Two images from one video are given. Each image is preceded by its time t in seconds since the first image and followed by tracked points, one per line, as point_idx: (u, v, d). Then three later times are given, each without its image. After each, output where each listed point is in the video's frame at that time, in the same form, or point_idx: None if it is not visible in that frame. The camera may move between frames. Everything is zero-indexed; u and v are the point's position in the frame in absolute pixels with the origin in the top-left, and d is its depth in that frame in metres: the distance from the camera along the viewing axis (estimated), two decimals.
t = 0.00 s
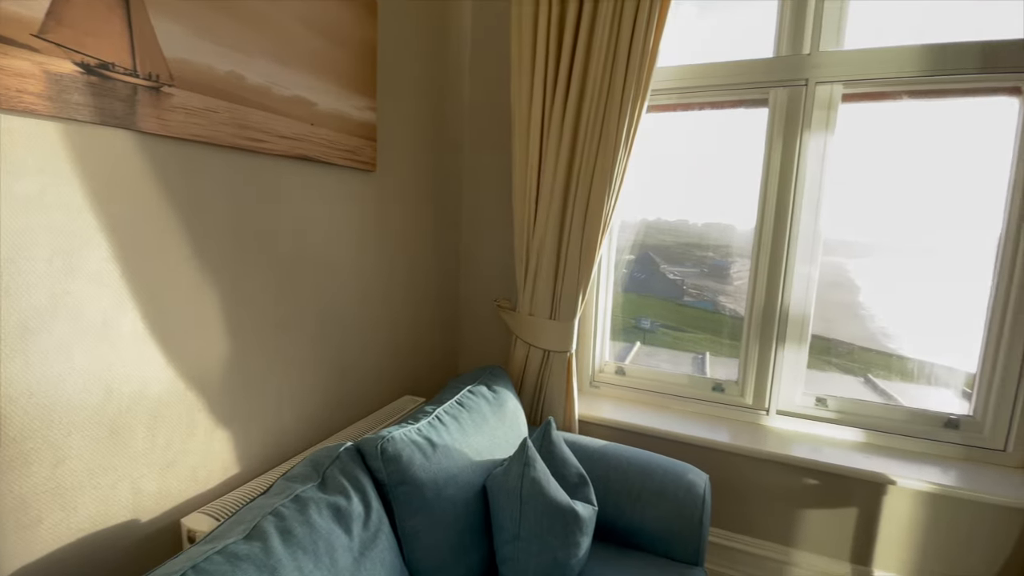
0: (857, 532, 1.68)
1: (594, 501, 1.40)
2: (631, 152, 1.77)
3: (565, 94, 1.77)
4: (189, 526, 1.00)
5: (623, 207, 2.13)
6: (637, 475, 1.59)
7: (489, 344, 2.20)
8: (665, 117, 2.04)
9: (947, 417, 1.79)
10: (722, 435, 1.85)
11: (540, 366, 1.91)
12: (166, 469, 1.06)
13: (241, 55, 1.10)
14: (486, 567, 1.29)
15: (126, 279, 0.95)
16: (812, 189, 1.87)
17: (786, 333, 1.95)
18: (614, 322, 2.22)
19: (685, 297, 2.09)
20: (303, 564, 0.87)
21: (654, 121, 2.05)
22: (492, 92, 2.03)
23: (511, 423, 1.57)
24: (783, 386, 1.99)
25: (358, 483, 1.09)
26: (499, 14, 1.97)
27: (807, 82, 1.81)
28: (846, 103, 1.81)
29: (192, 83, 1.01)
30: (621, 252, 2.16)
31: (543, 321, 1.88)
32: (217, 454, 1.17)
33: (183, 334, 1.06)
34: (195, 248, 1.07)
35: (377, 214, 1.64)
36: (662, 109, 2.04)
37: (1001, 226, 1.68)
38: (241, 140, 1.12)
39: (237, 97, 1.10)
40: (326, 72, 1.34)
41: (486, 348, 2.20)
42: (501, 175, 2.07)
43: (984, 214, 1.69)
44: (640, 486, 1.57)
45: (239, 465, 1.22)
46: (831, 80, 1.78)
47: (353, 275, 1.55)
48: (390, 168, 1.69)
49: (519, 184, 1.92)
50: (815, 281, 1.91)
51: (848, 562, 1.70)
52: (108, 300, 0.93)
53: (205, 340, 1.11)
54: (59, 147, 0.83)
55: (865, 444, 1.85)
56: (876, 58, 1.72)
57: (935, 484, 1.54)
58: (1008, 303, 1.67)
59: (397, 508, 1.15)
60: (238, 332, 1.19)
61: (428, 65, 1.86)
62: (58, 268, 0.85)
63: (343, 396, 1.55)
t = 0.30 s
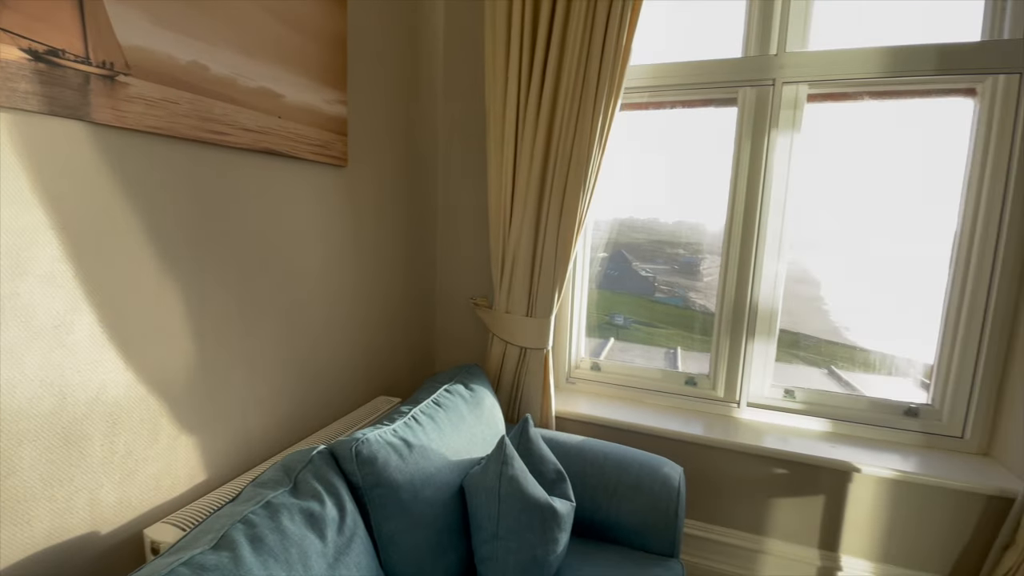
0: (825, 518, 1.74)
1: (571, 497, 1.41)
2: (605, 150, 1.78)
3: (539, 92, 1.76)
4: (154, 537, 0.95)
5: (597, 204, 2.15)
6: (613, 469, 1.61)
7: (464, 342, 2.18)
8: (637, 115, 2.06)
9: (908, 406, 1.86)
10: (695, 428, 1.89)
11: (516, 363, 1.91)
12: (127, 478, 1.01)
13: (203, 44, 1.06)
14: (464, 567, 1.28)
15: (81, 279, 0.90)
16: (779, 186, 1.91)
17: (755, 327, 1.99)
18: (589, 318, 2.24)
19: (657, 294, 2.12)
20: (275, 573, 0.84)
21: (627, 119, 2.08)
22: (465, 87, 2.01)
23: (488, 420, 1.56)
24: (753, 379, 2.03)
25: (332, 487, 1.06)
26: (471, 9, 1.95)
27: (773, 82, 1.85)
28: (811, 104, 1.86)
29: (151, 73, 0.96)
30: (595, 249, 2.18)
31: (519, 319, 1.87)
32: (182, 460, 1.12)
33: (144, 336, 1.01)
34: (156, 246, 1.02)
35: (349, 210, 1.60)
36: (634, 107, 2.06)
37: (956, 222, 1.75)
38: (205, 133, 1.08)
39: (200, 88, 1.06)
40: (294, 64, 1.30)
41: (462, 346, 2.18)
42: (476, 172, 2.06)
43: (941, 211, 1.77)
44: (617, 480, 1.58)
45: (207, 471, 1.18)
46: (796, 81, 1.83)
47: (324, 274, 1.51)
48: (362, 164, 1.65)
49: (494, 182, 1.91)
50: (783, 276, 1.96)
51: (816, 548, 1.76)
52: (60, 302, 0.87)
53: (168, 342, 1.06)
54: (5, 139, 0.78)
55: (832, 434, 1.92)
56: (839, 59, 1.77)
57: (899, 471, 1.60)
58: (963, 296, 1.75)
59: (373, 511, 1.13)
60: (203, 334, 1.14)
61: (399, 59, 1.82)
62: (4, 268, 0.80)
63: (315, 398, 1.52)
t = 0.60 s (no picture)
0: (794, 507, 1.79)
1: (550, 495, 1.41)
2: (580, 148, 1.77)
3: (515, 89, 1.74)
4: (118, 551, 0.91)
5: (573, 203, 2.16)
6: (591, 465, 1.62)
7: (441, 341, 2.16)
8: (611, 114, 2.08)
9: (871, 396, 1.94)
10: (670, 422, 1.92)
11: (494, 361, 1.90)
12: (88, 490, 0.96)
13: (164, 35, 1.01)
14: (444, 569, 1.27)
15: (32, 281, 0.84)
16: (749, 184, 1.95)
17: (727, 323, 2.04)
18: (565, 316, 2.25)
19: (629, 290, 2.15)
20: None
21: (601, 117, 2.09)
22: (440, 83, 1.98)
23: (466, 420, 1.54)
24: (725, 373, 2.08)
25: (306, 494, 1.03)
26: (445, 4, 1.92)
27: (743, 82, 1.89)
28: (779, 104, 1.91)
29: (107, 64, 0.91)
30: (571, 246, 2.19)
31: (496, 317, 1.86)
32: (148, 470, 1.07)
33: (103, 341, 0.96)
34: (116, 245, 0.97)
35: (320, 208, 1.56)
36: (608, 106, 2.08)
37: (914, 219, 1.83)
38: (166, 128, 1.03)
39: (162, 81, 1.01)
40: (261, 57, 1.25)
41: (439, 345, 2.16)
42: (450, 169, 2.03)
43: (900, 208, 1.84)
44: (594, 475, 1.60)
45: (173, 480, 1.13)
46: (765, 81, 1.87)
47: (295, 273, 1.47)
48: (334, 161, 1.61)
49: (470, 179, 1.88)
50: (752, 272, 2.01)
51: (786, 536, 1.81)
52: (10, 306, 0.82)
53: (129, 346, 1.01)
54: None
55: (800, 424, 1.98)
56: (805, 61, 1.82)
57: (863, 459, 1.68)
58: (921, 289, 1.82)
59: (349, 516, 1.10)
60: (167, 338, 1.09)
61: (371, 53, 1.78)
62: None
63: (288, 400, 1.47)
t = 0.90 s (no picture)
0: (765, 495, 1.85)
1: (531, 492, 1.41)
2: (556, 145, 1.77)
3: (490, 85, 1.72)
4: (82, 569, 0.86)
5: (550, 200, 2.17)
6: (570, 461, 1.63)
7: (417, 340, 2.13)
8: (585, 111, 2.09)
9: (835, 386, 2.01)
10: (645, 416, 1.95)
11: (472, 360, 1.89)
12: (47, 506, 0.90)
13: (123, 23, 0.95)
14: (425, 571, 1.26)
15: None
16: (721, 182, 1.99)
17: (699, 318, 2.08)
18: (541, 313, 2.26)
19: (601, 286, 2.17)
20: None
21: (576, 115, 2.10)
22: (413, 78, 1.94)
23: (445, 420, 1.53)
24: (698, 367, 2.12)
25: (282, 502, 1.00)
26: None
27: (713, 82, 1.92)
28: (748, 104, 1.95)
29: (60, 53, 0.86)
30: (547, 243, 2.19)
31: (473, 316, 1.85)
32: (112, 481, 1.02)
33: (60, 348, 0.91)
34: (74, 246, 0.91)
35: (291, 206, 1.52)
36: (583, 103, 2.09)
37: (874, 216, 1.91)
38: (127, 122, 0.97)
39: (122, 72, 0.96)
40: (228, 49, 1.20)
41: (415, 344, 2.13)
42: (425, 165, 2.00)
43: (862, 206, 1.91)
44: (574, 471, 1.61)
45: (139, 491, 1.08)
46: (734, 81, 1.91)
47: (265, 273, 1.42)
48: (305, 157, 1.57)
49: (446, 177, 1.86)
50: (723, 267, 2.05)
51: (758, 524, 1.87)
52: None
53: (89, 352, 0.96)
54: None
55: (769, 415, 2.04)
56: (774, 62, 1.86)
57: (829, 448, 1.74)
58: (881, 284, 1.90)
59: (327, 523, 1.08)
60: (131, 343, 1.04)
61: (343, 46, 1.73)
62: None
63: (259, 405, 1.43)
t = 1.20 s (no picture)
0: (741, 485, 1.90)
1: (516, 490, 1.41)
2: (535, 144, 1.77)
3: (469, 82, 1.71)
4: None
5: (529, 199, 2.17)
6: (554, 458, 1.64)
7: (396, 340, 2.10)
8: (562, 109, 2.09)
9: (804, 377, 2.08)
10: (624, 411, 1.98)
11: (453, 360, 1.87)
12: (12, 522, 0.85)
13: (86, 13, 0.90)
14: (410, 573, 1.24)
15: None
16: (696, 180, 2.03)
17: (675, 313, 2.12)
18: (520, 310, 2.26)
19: (574, 283, 2.19)
20: None
21: (553, 113, 2.10)
22: (389, 73, 1.91)
23: (428, 420, 1.51)
24: (675, 361, 2.16)
25: (263, 510, 0.97)
26: None
27: (687, 82, 1.96)
28: (721, 104, 1.99)
29: (19, 43, 0.80)
30: (527, 241, 2.19)
31: (453, 315, 1.84)
32: (81, 494, 0.97)
33: (22, 356, 0.86)
34: (36, 248, 0.86)
35: (265, 204, 1.47)
36: (559, 101, 2.09)
37: (840, 213, 1.98)
38: (91, 117, 0.92)
39: (86, 65, 0.91)
40: (198, 42, 1.16)
41: (394, 344, 2.10)
42: (401, 163, 1.97)
43: (829, 203, 1.98)
44: (557, 468, 1.61)
45: (110, 503, 1.03)
46: (707, 81, 1.94)
47: (239, 274, 1.37)
48: (278, 153, 1.52)
49: (425, 175, 1.84)
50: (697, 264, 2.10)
51: (734, 513, 1.92)
52: None
53: (54, 360, 0.91)
54: None
55: (743, 407, 2.10)
56: (746, 63, 1.91)
57: (801, 437, 1.81)
58: (847, 278, 1.98)
59: (310, 530, 1.05)
60: (99, 349, 0.99)
61: (317, 40, 1.69)
62: None
63: (234, 409, 1.38)
